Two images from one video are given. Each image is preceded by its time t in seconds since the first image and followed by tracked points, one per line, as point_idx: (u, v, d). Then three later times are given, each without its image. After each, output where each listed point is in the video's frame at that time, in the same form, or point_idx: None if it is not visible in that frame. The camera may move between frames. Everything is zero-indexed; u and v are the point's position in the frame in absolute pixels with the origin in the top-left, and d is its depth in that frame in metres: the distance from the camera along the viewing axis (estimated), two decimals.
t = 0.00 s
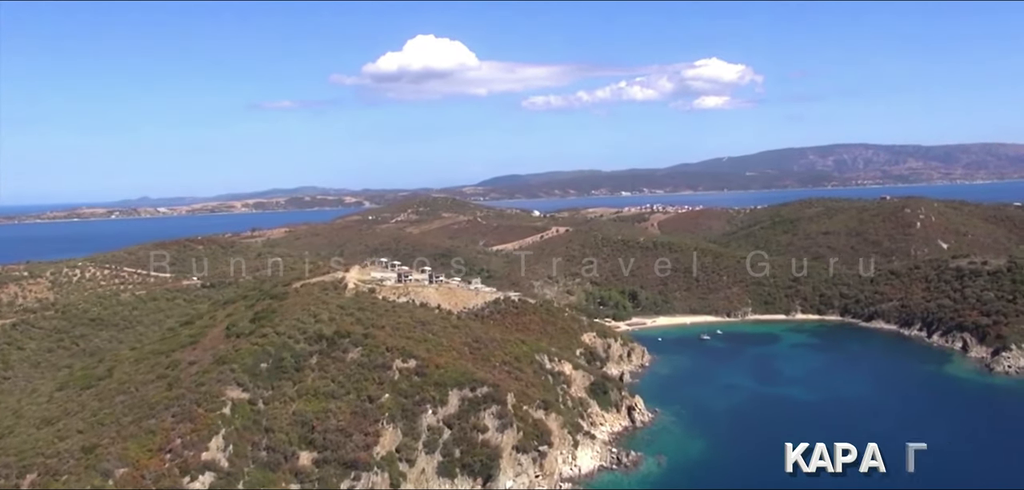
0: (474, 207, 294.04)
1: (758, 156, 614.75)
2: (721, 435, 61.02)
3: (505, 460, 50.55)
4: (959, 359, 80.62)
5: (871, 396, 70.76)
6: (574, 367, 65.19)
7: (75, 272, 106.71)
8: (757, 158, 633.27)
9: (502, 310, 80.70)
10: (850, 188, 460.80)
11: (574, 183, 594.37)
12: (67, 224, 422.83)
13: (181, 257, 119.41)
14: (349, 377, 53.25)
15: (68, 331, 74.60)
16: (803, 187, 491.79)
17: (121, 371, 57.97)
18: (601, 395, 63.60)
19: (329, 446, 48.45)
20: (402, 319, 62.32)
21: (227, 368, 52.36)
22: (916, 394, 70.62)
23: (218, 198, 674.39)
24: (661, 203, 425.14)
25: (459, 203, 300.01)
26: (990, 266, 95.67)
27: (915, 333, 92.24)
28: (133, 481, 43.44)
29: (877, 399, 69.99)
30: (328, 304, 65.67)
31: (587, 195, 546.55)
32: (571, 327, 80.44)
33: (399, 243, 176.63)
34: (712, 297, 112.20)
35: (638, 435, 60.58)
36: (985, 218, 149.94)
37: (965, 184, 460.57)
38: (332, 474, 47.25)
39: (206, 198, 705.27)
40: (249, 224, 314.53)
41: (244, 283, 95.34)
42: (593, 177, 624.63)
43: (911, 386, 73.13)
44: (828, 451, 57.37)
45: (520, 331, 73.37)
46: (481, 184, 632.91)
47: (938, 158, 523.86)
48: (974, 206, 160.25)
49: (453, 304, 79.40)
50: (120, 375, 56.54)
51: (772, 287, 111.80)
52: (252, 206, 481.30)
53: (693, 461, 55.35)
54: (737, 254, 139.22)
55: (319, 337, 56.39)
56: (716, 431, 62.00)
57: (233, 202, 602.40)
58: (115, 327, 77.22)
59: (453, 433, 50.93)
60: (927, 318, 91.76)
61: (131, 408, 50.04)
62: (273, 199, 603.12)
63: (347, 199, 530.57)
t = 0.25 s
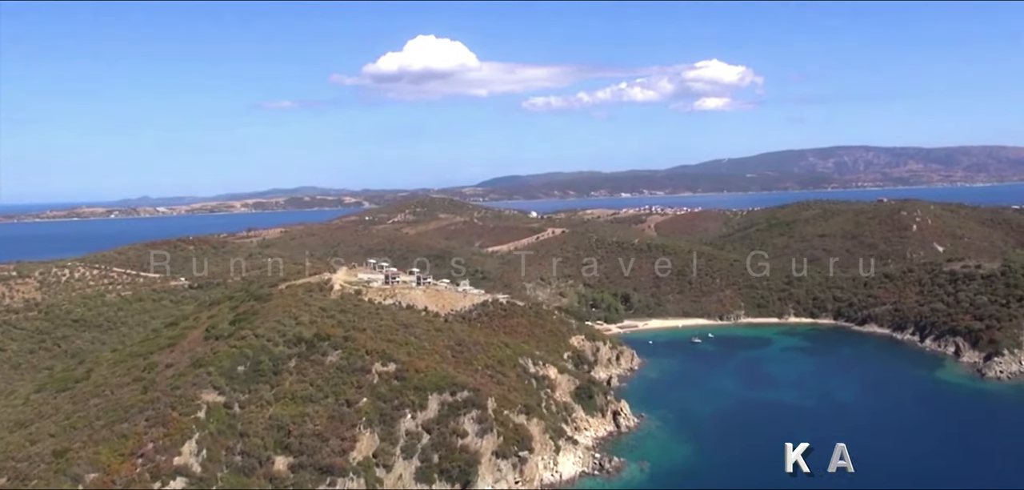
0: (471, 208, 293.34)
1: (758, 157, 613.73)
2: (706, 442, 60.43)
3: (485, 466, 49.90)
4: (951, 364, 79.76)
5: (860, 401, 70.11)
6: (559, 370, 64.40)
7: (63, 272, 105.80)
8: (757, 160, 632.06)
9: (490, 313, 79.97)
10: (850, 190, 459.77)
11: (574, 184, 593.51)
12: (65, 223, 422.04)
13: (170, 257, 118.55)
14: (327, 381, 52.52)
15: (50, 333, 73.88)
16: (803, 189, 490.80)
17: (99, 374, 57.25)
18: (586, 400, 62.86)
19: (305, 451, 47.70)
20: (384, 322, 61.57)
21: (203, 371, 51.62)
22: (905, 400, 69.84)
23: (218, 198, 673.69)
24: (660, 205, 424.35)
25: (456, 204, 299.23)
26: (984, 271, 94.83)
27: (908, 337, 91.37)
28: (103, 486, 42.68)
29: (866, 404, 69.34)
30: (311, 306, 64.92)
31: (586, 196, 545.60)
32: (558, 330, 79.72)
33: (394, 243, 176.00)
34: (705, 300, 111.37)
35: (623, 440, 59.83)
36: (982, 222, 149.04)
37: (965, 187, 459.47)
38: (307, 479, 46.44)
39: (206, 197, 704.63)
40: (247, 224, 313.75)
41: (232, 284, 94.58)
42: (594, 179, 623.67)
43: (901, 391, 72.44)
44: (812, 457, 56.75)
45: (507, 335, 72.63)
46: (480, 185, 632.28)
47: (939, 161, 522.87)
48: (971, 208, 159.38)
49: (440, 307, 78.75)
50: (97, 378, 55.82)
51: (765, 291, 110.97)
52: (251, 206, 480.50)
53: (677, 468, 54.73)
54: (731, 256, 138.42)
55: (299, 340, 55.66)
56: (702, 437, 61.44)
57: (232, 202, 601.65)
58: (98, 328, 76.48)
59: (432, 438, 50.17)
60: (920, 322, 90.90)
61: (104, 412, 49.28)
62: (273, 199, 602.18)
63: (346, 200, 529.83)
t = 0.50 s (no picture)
0: (469, 208, 292.69)
1: (758, 158, 612.98)
2: (695, 446, 59.96)
3: (468, 471, 49.35)
4: (944, 367, 79.15)
5: (853, 405, 69.58)
6: (548, 373, 63.76)
7: (54, 272, 104.98)
8: (757, 161, 631.22)
9: (480, 314, 79.31)
10: (849, 191, 459.03)
11: (573, 185, 592.71)
12: (65, 223, 421.66)
13: (163, 257, 117.77)
14: (310, 383, 51.95)
15: (35, 333, 73.29)
16: (803, 190, 490.00)
17: (80, 375, 56.71)
18: (574, 403, 62.27)
19: (286, 454, 47.08)
20: (370, 323, 60.94)
21: (184, 373, 51.06)
22: (897, 404, 69.20)
23: (218, 198, 673.29)
24: (660, 205, 423.88)
25: (454, 204, 298.66)
26: (980, 273, 94.26)
27: (902, 339, 90.75)
28: None
29: (858, 408, 68.80)
30: (297, 307, 64.30)
31: (586, 197, 544.94)
32: (549, 332, 79.13)
33: (389, 243, 175.41)
34: (699, 301, 110.76)
35: (611, 444, 59.22)
36: (979, 223, 148.40)
37: (965, 188, 458.70)
38: (287, 483, 45.86)
39: (206, 197, 704.24)
40: (246, 224, 313.15)
41: (222, 284, 93.94)
42: (594, 179, 623.11)
43: (893, 395, 71.87)
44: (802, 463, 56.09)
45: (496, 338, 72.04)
46: (480, 185, 631.53)
47: (939, 162, 522.13)
48: (969, 210, 158.69)
49: (430, 308, 78.18)
50: (78, 380, 55.28)
51: (759, 292, 110.36)
52: (251, 205, 479.98)
53: (664, 472, 54.24)
54: (727, 257, 137.74)
55: (282, 342, 55.05)
56: (691, 442, 60.96)
57: (232, 202, 601.22)
58: (85, 329, 75.90)
59: (415, 442, 49.60)
60: (914, 325, 90.28)
61: (83, 414, 48.74)
62: (273, 199, 601.61)
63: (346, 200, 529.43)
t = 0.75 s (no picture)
0: (466, 208, 291.99)
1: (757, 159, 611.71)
2: (681, 450, 59.17)
3: (446, 475, 48.51)
4: (935, 370, 78.36)
5: (841, 408, 68.76)
6: (532, 374, 62.90)
7: (42, 271, 103.58)
8: (756, 161, 630.12)
9: (467, 316, 78.51)
10: (848, 192, 458.30)
11: (572, 185, 591.81)
12: (63, 220, 420.70)
13: (151, 256, 116.67)
14: (287, 386, 51.14)
15: (16, 334, 72.56)
16: (802, 190, 489.05)
17: (56, 376, 55.97)
18: (558, 405, 61.49)
19: (260, 458, 46.27)
20: (351, 324, 60.14)
21: (159, 375, 50.28)
22: (887, 408, 68.37)
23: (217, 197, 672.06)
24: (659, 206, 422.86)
25: (451, 204, 297.94)
26: (973, 275, 93.54)
27: (894, 342, 89.99)
28: None
29: (847, 411, 68.02)
30: (278, 307, 63.47)
31: (585, 197, 544.01)
32: (536, 334, 78.36)
33: (383, 243, 174.62)
34: (691, 303, 110.00)
35: (595, 447, 58.40)
36: (975, 225, 147.64)
37: (964, 190, 458.03)
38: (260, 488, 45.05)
39: (205, 196, 703.90)
40: (243, 223, 312.16)
41: (209, 284, 93.13)
42: (593, 179, 622.22)
43: (883, 397, 71.04)
44: (788, 469, 55.27)
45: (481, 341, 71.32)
46: (479, 184, 630.85)
47: (939, 163, 521.38)
48: (965, 212, 157.94)
49: (416, 309, 77.45)
50: (53, 381, 54.54)
51: (752, 294, 109.58)
52: (249, 205, 478.90)
53: (648, 476, 53.48)
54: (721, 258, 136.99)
55: (260, 343, 54.24)
56: (676, 445, 60.16)
57: (230, 201, 600.36)
58: (67, 329, 75.14)
59: (392, 446, 48.82)
60: (906, 327, 89.51)
61: (55, 417, 47.99)
62: (271, 199, 600.19)
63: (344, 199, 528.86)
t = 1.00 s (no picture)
0: (464, 207, 291.38)
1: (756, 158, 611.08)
2: (669, 452, 58.58)
3: (428, 478, 47.89)
4: (928, 371, 77.81)
5: (833, 410, 68.14)
6: (519, 375, 62.31)
7: (32, 270, 102.81)
8: (756, 161, 629.27)
9: (457, 316, 77.93)
10: (848, 192, 457.76)
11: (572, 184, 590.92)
12: (61, 218, 419.80)
13: (142, 255, 115.96)
14: (269, 387, 50.54)
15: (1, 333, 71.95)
16: (802, 190, 488.30)
17: (36, 377, 55.38)
18: (545, 407, 60.92)
19: (239, 460, 45.66)
20: (336, 325, 59.51)
21: (139, 376, 49.70)
22: (878, 410, 67.90)
23: (216, 195, 671.23)
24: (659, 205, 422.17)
25: (449, 203, 297.33)
26: (967, 276, 93.06)
27: (887, 343, 89.45)
28: None
29: (838, 413, 67.38)
30: (263, 307, 62.86)
31: (584, 196, 543.25)
32: (526, 335, 77.78)
33: (378, 242, 173.93)
34: (684, 303, 109.44)
35: (582, 449, 57.83)
36: (972, 225, 147.11)
37: (964, 190, 457.50)
38: None
39: (204, 194, 703.07)
40: (240, 221, 311.41)
41: (198, 283, 92.45)
42: (592, 179, 621.40)
43: (875, 400, 70.41)
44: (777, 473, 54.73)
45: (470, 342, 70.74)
46: (478, 183, 630.12)
47: (938, 163, 520.82)
48: (962, 212, 157.37)
49: (405, 309, 76.88)
50: (33, 381, 53.96)
51: (746, 294, 109.02)
52: (248, 203, 478.31)
53: (635, 478, 52.91)
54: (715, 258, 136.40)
55: (243, 344, 53.64)
56: (665, 447, 59.56)
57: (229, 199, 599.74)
58: (53, 329, 74.57)
59: (375, 448, 48.25)
60: (900, 328, 88.99)
61: (33, 418, 47.41)
62: (270, 198, 599.62)
63: (343, 198, 528.18)
